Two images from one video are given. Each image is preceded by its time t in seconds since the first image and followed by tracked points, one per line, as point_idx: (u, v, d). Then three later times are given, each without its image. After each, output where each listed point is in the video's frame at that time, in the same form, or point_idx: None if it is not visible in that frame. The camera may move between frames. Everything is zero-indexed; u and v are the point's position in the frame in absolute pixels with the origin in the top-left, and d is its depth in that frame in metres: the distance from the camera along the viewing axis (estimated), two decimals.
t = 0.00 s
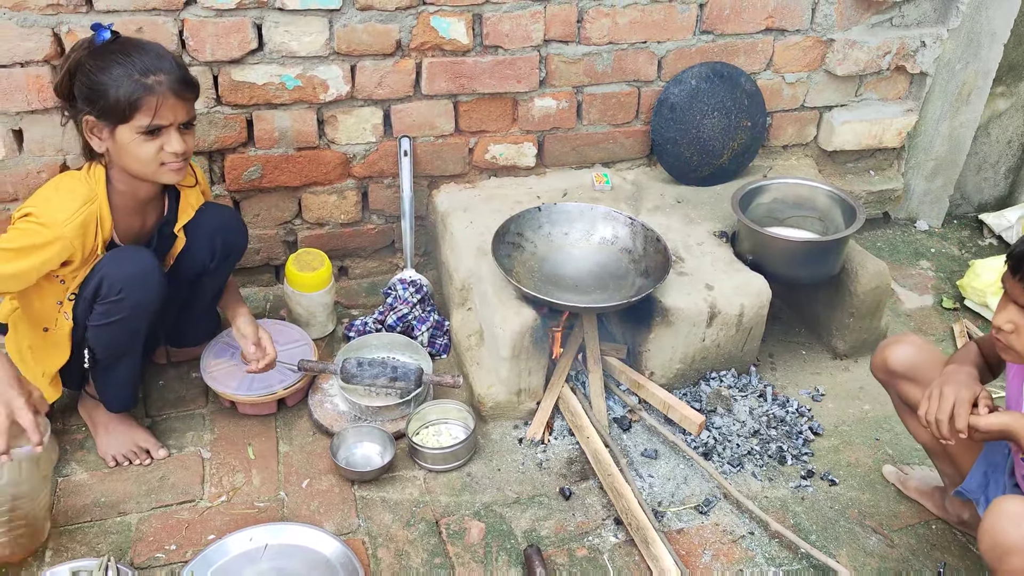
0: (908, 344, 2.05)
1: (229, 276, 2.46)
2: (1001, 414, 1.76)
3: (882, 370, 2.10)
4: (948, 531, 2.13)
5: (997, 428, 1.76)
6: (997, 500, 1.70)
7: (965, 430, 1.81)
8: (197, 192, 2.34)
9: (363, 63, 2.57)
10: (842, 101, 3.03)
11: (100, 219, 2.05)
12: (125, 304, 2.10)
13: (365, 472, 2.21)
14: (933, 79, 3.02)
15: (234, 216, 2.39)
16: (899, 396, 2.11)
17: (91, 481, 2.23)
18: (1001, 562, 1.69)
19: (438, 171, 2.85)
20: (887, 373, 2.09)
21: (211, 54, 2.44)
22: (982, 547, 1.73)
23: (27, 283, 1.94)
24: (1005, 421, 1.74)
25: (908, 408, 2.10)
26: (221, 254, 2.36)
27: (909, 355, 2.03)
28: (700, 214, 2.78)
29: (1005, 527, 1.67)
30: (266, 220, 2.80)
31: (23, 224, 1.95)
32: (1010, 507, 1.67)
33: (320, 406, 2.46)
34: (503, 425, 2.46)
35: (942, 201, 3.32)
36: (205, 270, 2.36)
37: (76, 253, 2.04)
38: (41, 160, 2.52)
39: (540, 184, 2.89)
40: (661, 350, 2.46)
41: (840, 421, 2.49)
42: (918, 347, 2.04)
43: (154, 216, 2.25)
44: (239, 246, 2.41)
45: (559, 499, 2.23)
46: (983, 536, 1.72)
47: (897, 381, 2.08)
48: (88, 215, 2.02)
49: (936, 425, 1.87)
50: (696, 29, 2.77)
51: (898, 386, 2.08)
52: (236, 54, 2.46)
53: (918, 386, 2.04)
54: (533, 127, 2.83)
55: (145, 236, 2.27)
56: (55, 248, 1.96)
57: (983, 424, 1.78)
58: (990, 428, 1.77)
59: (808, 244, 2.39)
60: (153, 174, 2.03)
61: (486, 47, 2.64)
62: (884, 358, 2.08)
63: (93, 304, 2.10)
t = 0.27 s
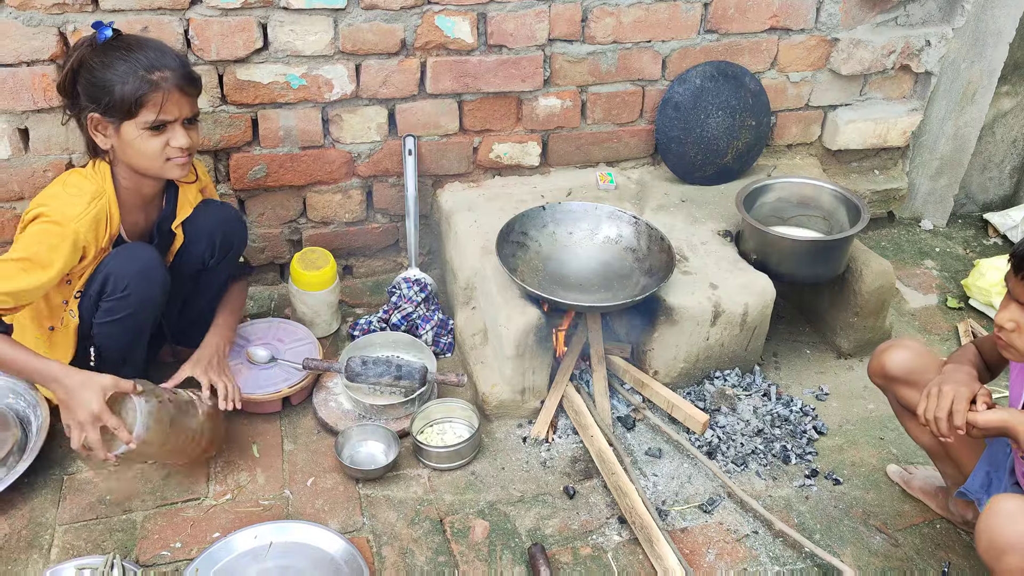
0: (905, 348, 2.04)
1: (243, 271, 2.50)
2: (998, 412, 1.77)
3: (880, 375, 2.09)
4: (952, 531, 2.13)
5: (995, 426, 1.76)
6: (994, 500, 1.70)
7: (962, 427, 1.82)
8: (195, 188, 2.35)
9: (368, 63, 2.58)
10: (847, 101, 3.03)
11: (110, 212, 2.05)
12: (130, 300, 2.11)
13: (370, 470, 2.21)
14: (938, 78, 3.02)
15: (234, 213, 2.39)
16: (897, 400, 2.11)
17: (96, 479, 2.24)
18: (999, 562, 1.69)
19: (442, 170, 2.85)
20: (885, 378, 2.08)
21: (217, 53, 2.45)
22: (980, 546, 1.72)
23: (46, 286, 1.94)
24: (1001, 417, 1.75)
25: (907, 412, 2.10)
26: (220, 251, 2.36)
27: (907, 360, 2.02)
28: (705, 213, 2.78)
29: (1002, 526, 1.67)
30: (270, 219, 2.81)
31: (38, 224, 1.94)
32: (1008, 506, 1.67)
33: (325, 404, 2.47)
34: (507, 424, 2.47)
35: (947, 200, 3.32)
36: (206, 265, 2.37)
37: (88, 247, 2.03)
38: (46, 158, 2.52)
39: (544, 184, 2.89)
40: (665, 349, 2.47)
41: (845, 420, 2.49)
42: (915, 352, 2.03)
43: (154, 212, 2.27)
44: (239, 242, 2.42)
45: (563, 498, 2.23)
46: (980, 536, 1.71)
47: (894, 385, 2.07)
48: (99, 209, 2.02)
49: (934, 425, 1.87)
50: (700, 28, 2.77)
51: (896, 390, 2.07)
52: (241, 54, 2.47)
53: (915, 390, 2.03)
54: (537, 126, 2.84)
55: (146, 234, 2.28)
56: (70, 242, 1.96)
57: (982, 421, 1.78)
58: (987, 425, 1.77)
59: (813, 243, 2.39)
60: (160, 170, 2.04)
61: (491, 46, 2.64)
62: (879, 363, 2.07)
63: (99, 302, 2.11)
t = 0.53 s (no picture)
0: (906, 347, 2.04)
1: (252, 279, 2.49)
2: (995, 411, 1.76)
3: (881, 374, 2.09)
4: (954, 530, 2.13)
5: (991, 425, 1.76)
6: (991, 500, 1.70)
7: (958, 426, 1.82)
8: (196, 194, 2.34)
9: (370, 61, 2.57)
10: (849, 99, 3.03)
11: (124, 213, 2.05)
12: (139, 304, 2.13)
13: (372, 469, 2.21)
14: (942, 76, 3.01)
15: (236, 219, 2.39)
16: (898, 399, 2.10)
17: (99, 478, 2.24)
18: (997, 561, 1.68)
19: (444, 169, 2.85)
20: (886, 377, 2.08)
21: (218, 52, 2.45)
22: (977, 546, 1.72)
23: (68, 294, 1.94)
24: (998, 416, 1.75)
25: (908, 412, 2.09)
26: (221, 259, 2.37)
27: (907, 360, 2.02)
28: (707, 212, 2.77)
29: (999, 525, 1.67)
30: (272, 218, 2.81)
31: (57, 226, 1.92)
32: (1004, 505, 1.67)
33: (327, 403, 2.47)
34: (509, 423, 2.46)
35: (950, 199, 3.31)
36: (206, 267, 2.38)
37: (103, 245, 2.02)
38: (49, 157, 2.53)
39: (546, 182, 2.89)
40: (667, 348, 2.46)
41: (847, 419, 2.48)
42: (917, 351, 2.02)
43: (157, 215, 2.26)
44: (241, 250, 2.41)
45: (565, 497, 2.23)
46: (978, 535, 1.71)
47: (896, 385, 2.06)
48: (114, 207, 2.01)
49: (931, 422, 1.88)
50: (703, 26, 2.77)
51: (897, 389, 2.07)
52: (243, 52, 2.47)
53: (915, 390, 2.03)
54: (539, 125, 2.83)
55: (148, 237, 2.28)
56: (87, 241, 1.95)
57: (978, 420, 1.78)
58: (985, 424, 1.77)
59: (815, 242, 2.39)
60: (170, 172, 2.03)
61: (493, 45, 2.64)
62: (882, 362, 2.07)
63: (107, 305, 2.10)
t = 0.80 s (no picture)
0: (909, 347, 2.03)
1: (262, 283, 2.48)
2: (997, 410, 1.76)
3: (884, 374, 2.08)
4: (957, 531, 2.12)
5: (993, 424, 1.75)
6: (994, 500, 1.69)
7: (960, 426, 1.81)
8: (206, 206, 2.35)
9: (370, 61, 2.57)
10: (851, 99, 3.02)
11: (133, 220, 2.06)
12: (145, 309, 2.13)
13: (373, 470, 2.21)
14: (944, 75, 3.01)
15: (243, 228, 2.39)
16: (900, 400, 2.10)
17: (100, 479, 2.24)
18: (1000, 562, 1.68)
19: (445, 169, 2.85)
20: (889, 378, 2.07)
21: (219, 52, 2.45)
22: (980, 547, 1.72)
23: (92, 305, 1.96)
24: (1000, 415, 1.74)
25: (911, 413, 2.08)
26: (229, 266, 2.38)
27: (910, 361, 2.01)
28: (708, 212, 2.77)
29: (1001, 526, 1.66)
30: (273, 218, 2.80)
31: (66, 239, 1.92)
32: (1007, 506, 1.66)
33: (328, 404, 2.47)
34: (510, 424, 2.46)
35: (952, 198, 3.30)
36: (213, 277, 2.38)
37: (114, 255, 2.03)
38: (49, 158, 2.52)
39: (547, 183, 2.88)
40: (669, 348, 2.46)
41: (849, 420, 2.48)
42: (918, 351, 2.02)
43: (167, 224, 2.26)
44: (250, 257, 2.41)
45: (566, 498, 2.23)
46: (981, 536, 1.71)
47: (898, 385, 2.06)
48: (123, 217, 2.01)
49: (934, 422, 1.87)
50: (704, 26, 2.76)
51: (899, 390, 2.07)
52: (244, 53, 2.46)
53: (918, 390, 2.02)
54: (540, 125, 2.83)
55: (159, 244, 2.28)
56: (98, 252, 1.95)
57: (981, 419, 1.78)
58: (988, 423, 1.76)
59: (818, 242, 2.38)
60: (180, 183, 2.03)
61: (494, 45, 2.64)
62: (884, 363, 2.06)
63: (113, 310, 2.10)
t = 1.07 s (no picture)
0: (910, 346, 2.03)
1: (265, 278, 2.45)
2: (999, 408, 1.76)
3: (885, 373, 2.08)
4: (958, 530, 2.12)
5: (994, 423, 1.75)
6: (995, 500, 1.69)
7: (962, 425, 1.81)
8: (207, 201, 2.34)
9: (370, 61, 2.57)
10: (852, 98, 3.02)
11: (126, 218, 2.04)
12: (144, 304, 2.13)
13: (374, 470, 2.20)
14: (944, 74, 3.00)
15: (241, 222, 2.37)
16: (902, 399, 2.09)
17: (100, 479, 2.23)
18: (1000, 561, 1.68)
19: (446, 169, 2.84)
20: (891, 377, 2.07)
21: (219, 52, 2.44)
22: (981, 546, 1.71)
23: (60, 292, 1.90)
24: (1002, 414, 1.74)
25: (913, 412, 2.08)
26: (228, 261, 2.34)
27: (912, 360, 2.01)
28: (709, 211, 2.76)
29: (1001, 525, 1.66)
30: (273, 218, 2.80)
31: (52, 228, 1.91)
32: (1008, 505, 1.66)
33: (328, 403, 2.47)
34: (511, 423, 2.46)
35: (953, 197, 3.30)
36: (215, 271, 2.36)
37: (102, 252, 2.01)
38: (49, 158, 2.52)
39: (547, 182, 2.88)
40: (670, 347, 2.45)
41: (850, 419, 2.47)
42: (920, 350, 2.02)
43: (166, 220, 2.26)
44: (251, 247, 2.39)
45: (567, 498, 2.22)
46: (981, 535, 1.70)
47: (900, 384, 2.06)
48: (113, 216, 1.99)
49: (936, 421, 1.87)
50: (704, 25, 2.76)
51: (901, 389, 2.06)
52: (243, 52, 2.46)
53: (919, 389, 2.02)
54: (540, 124, 2.82)
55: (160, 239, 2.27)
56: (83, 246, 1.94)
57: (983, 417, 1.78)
58: (989, 422, 1.76)
59: (818, 241, 2.38)
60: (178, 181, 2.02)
61: (494, 44, 2.63)
62: (886, 362, 2.06)
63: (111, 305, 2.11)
